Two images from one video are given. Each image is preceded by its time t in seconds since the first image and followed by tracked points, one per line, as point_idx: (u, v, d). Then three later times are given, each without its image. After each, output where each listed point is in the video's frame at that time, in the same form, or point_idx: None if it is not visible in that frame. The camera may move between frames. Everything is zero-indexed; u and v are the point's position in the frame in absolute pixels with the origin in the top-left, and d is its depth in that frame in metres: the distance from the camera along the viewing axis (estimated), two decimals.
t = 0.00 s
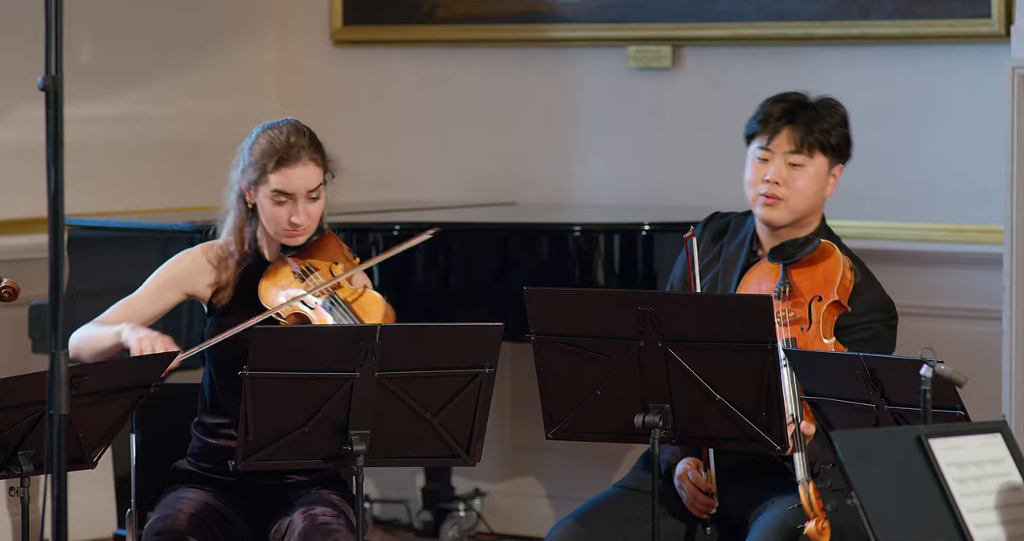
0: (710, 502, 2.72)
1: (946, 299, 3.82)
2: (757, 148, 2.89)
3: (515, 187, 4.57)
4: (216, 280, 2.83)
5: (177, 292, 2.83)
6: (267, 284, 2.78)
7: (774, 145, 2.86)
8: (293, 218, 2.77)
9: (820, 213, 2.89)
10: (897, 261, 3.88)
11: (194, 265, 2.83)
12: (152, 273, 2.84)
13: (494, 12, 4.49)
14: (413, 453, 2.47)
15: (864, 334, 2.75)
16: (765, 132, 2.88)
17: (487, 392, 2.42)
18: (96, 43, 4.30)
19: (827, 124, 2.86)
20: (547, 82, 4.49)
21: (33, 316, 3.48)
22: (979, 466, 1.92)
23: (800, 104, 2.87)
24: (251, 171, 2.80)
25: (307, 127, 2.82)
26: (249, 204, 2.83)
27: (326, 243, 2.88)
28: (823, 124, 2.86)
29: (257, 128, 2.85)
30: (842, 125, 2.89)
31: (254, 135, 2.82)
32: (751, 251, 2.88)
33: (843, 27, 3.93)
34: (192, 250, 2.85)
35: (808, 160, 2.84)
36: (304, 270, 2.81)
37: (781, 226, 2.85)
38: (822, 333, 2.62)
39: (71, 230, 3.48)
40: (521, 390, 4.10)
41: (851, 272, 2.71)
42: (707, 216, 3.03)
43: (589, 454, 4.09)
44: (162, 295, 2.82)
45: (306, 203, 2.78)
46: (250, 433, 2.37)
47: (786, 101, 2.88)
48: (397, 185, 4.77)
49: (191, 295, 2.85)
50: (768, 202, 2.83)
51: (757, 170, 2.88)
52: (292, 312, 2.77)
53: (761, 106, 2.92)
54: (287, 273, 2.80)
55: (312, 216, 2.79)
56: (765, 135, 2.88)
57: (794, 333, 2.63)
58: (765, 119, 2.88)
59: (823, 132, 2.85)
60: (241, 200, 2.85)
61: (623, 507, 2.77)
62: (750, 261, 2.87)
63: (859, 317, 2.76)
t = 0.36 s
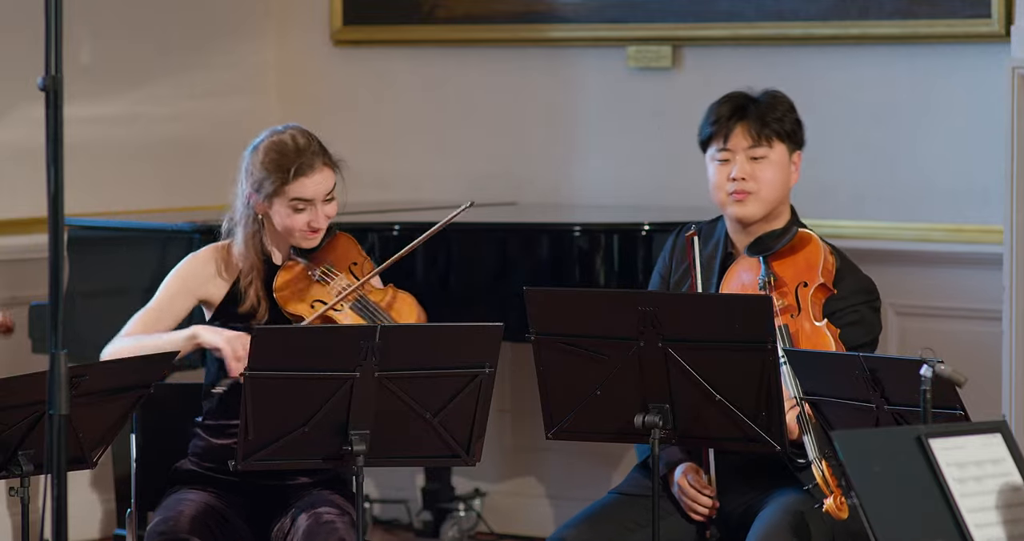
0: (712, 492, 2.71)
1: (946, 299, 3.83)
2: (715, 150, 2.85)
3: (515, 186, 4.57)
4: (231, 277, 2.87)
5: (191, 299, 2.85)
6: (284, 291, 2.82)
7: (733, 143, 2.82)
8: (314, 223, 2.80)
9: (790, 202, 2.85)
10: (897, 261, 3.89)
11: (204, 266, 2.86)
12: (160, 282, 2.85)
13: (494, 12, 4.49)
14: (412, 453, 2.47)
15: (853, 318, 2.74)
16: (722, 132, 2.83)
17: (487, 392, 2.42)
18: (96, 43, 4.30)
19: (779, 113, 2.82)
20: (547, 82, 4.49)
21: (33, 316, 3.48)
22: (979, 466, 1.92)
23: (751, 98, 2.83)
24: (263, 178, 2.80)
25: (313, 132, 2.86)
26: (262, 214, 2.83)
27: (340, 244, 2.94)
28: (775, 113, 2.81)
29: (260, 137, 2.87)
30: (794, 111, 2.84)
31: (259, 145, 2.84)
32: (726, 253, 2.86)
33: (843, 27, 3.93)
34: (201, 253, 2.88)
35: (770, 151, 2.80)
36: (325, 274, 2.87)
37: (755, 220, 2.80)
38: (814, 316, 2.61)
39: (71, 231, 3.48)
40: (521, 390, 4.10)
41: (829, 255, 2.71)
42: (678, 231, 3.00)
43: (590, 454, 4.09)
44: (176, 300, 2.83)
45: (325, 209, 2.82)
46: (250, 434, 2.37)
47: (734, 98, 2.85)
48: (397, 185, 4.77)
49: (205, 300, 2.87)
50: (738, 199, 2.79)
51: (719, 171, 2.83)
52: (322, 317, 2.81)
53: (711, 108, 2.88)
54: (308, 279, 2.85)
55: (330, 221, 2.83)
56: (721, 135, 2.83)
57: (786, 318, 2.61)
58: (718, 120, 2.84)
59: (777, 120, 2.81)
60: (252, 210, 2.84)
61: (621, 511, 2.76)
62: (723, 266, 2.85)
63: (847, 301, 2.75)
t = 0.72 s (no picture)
0: (712, 491, 2.68)
1: (946, 299, 3.83)
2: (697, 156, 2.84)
3: (515, 186, 4.57)
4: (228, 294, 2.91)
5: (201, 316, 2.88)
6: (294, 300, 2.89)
7: (713, 147, 2.81)
8: (309, 227, 2.89)
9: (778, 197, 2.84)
10: (897, 261, 3.89)
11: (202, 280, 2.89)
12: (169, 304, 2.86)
13: (495, 12, 4.49)
14: (413, 453, 2.47)
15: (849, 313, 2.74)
16: (701, 138, 2.83)
17: (487, 392, 2.42)
18: (96, 43, 4.30)
19: (755, 111, 2.81)
20: (547, 82, 4.49)
21: (33, 316, 3.48)
22: (979, 466, 1.92)
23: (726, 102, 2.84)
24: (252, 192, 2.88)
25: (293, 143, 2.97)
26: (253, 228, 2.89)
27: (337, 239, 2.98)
28: (751, 111, 2.80)
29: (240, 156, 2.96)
30: (770, 107, 2.83)
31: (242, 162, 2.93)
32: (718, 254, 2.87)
33: (843, 27, 3.92)
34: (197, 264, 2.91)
35: (751, 149, 2.79)
36: (329, 274, 2.93)
37: (745, 219, 2.78)
38: (808, 310, 2.61)
39: (71, 231, 3.49)
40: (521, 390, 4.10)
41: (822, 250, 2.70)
42: (671, 231, 3.01)
43: (590, 455, 4.09)
44: (191, 322, 2.85)
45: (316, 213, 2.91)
46: (250, 434, 2.37)
47: (710, 102, 2.85)
48: (397, 185, 4.77)
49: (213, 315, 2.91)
50: (726, 200, 2.77)
51: (704, 175, 2.82)
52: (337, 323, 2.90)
53: (687, 114, 2.88)
54: (314, 282, 2.91)
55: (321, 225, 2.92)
56: (701, 140, 2.83)
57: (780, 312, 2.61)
58: (695, 127, 2.84)
59: (753, 117, 2.80)
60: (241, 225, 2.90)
61: (622, 514, 2.76)
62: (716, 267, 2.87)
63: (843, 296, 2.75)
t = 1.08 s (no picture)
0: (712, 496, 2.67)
1: (946, 299, 3.83)
2: (707, 155, 2.83)
3: (515, 186, 4.57)
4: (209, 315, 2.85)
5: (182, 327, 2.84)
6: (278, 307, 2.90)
7: (725, 147, 2.80)
8: (283, 236, 2.85)
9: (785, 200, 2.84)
10: (897, 261, 3.89)
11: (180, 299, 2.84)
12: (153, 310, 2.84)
13: (495, 12, 4.49)
14: (412, 453, 2.46)
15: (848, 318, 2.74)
16: (712, 137, 2.82)
17: (487, 391, 2.42)
18: (96, 43, 4.30)
19: (768, 113, 2.80)
20: (547, 82, 4.49)
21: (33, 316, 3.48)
22: (979, 466, 1.92)
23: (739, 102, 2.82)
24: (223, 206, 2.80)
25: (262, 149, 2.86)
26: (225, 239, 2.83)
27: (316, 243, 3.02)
28: (764, 113, 2.79)
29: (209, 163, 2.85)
30: (783, 109, 2.83)
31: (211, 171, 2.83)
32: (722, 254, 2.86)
33: (843, 27, 3.93)
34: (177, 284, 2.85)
35: (763, 151, 2.78)
36: (307, 280, 2.96)
37: (753, 221, 2.78)
38: (801, 319, 2.59)
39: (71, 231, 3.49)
40: (522, 390, 4.10)
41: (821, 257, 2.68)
42: (679, 226, 3.02)
43: (590, 455, 4.09)
44: (170, 332, 2.83)
45: (290, 221, 2.85)
46: (250, 433, 2.37)
47: (722, 101, 2.84)
48: (396, 185, 4.78)
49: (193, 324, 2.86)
50: (736, 201, 2.77)
51: (714, 175, 2.81)
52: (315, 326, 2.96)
53: (698, 113, 2.86)
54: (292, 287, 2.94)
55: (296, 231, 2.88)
56: (713, 140, 2.81)
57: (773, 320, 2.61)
58: (707, 125, 2.82)
59: (767, 120, 2.79)
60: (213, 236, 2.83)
61: (622, 515, 2.76)
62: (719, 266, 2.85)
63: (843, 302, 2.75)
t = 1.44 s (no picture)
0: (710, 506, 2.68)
1: (945, 299, 3.83)
2: (714, 159, 2.83)
3: (516, 186, 4.57)
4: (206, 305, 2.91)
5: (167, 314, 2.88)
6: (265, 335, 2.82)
7: (732, 153, 2.80)
8: (294, 254, 2.83)
9: (790, 205, 2.84)
10: (897, 261, 3.89)
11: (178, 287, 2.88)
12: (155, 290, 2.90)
13: (495, 12, 4.49)
14: (412, 453, 2.46)
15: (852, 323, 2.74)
16: (720, 141, 2.81)
17: (487, 392, 2.42)
18: (96, 43, 4.30)
19: (777, 120, 2.79)
20: (547, 82, 4.49)
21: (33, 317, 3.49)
22: (979, 466, 1.92)
23: (749, 107, 2.81)
24: (245, 203, 2.84)
25: (302, 160, 2.88)
26: (241, 238, 2.87)
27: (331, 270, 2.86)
28: (773, 121, 2.78)
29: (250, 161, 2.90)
30: (793, 117, 2.81)
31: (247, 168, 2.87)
32: (728, 254, 2.85)
33: (843, 27, 3.93)
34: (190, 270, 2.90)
35: (769, 160, 2.77)
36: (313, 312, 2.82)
37: (755, 228, 2.79)
38: (810, 327, 2.61)
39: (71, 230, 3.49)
40: (522, 391, 4.10)
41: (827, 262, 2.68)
42: (685, 222, 3.01)
43: (590, 455, 4.10)
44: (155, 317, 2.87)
45: (306, 241, 2.83)
46: (250, 433, 2.37)
47: (730, 106, 2.83)
48: (396, 185, 4.78)
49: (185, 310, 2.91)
50: (738, 208, 2.77)
51: (719, 180, 2.81)
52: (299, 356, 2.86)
53: (709, 115, 2.85)
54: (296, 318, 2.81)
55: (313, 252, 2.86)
56: (721, 144, 2.81)
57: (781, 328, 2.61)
58: (715, 129, 2.82)
59: (776, 128, 2.78)
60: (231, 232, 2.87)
61: (622, 517, 2.76)
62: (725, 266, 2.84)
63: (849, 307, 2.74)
